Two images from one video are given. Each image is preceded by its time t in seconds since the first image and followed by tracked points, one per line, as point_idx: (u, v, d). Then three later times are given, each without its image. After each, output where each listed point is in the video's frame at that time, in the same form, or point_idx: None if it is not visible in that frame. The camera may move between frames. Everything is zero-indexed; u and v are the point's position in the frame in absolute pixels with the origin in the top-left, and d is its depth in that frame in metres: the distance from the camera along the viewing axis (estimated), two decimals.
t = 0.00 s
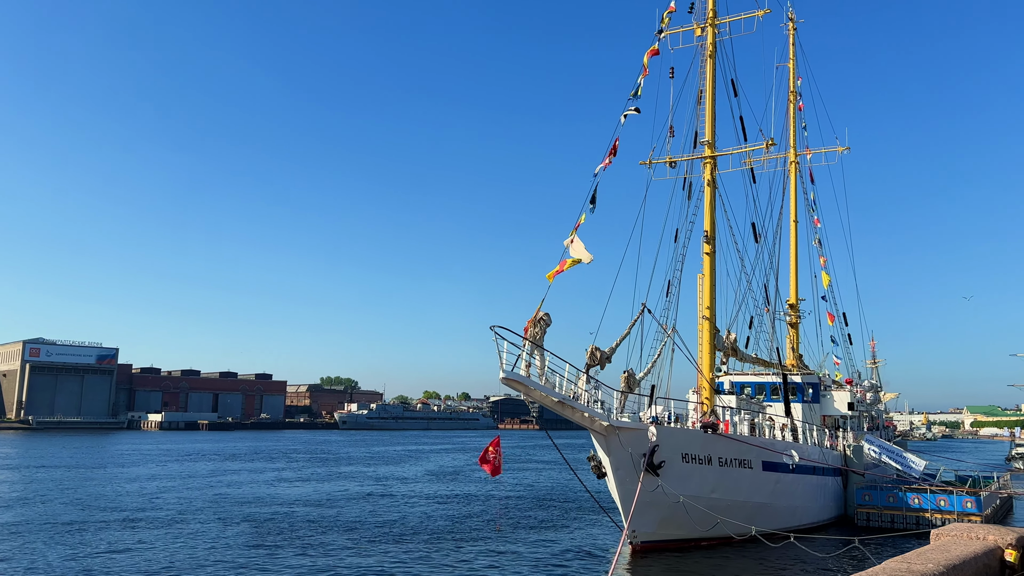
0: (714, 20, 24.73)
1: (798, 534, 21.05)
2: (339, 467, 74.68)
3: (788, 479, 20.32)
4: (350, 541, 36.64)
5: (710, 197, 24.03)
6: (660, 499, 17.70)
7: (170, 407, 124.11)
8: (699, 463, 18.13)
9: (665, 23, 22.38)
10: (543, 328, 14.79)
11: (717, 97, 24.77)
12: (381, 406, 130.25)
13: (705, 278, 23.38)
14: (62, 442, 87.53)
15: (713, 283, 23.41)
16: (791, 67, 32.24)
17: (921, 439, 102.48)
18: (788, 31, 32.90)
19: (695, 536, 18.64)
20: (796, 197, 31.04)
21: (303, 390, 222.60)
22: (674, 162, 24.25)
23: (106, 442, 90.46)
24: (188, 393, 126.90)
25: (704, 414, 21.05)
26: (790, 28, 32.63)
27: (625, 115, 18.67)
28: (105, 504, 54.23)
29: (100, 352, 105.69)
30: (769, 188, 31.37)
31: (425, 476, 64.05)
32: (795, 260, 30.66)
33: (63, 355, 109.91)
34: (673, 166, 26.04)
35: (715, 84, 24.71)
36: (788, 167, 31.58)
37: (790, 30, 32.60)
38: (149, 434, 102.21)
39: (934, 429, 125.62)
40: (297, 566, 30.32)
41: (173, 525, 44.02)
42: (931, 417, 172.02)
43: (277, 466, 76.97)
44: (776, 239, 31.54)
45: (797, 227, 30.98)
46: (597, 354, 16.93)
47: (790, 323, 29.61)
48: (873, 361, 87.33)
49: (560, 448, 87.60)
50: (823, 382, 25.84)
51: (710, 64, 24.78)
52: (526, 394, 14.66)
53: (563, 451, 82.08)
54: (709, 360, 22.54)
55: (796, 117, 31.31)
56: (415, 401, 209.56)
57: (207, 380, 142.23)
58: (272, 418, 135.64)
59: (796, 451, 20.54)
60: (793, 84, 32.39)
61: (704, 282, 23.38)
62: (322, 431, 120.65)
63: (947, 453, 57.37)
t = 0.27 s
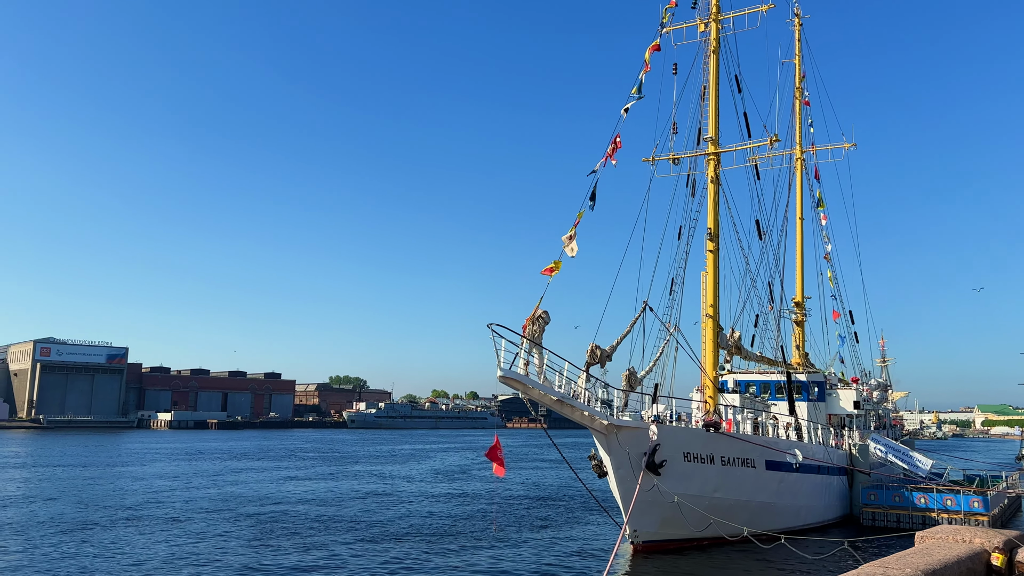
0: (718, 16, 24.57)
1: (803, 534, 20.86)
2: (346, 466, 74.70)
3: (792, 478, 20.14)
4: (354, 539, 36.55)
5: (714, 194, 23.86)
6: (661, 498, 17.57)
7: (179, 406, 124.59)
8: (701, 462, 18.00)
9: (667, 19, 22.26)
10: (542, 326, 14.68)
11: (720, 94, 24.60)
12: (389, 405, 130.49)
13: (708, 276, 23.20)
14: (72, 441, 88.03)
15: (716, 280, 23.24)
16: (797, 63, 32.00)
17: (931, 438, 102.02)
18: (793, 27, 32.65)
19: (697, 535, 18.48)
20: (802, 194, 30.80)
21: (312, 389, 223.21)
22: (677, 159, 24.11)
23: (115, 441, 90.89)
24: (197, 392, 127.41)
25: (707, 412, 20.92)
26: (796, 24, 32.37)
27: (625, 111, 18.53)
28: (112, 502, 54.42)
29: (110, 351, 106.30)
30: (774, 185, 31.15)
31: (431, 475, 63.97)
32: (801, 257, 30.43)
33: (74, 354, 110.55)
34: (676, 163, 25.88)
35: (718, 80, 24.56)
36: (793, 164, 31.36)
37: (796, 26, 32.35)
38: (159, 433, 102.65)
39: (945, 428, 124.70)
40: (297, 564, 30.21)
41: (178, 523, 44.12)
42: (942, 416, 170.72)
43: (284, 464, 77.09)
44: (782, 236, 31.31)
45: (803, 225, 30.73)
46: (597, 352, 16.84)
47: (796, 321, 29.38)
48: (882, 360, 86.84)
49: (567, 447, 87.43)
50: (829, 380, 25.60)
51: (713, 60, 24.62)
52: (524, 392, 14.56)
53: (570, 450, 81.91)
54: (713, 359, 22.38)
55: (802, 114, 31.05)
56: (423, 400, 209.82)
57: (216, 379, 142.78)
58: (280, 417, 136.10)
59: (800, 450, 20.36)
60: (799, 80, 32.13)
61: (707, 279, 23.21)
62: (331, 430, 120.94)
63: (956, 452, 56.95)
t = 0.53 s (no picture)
0: (722, 12, 24.38)
1: (808, 535, 20.65)
2: (354, 466, 74.70)
3: (798, 479, 19.95)
4: (357, 539, 36.45)
5: (719, 192, 23.67)
6: (664, 498, 17.45)
7: (190, 406, 125.03)
8: (705, 462, 17.86)
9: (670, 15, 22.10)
10: (542, 325, 14.60)
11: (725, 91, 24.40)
12: (398, 405, 130.78)
13: (713, 275, 23.01)
14: (83, 440, 88.49)
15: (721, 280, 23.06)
16: (803, 60, 31.67)
17: (942, 438, 101.46)
18: (800, 24, 32.37)
19: (700, 536, 18.31)
20: (809, 192, 30.54)
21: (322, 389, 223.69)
22: (681, 157, 23.95)
23: (126, 441, 91.28)
24: (207, 392, 127.85)
25: (710, 412, 20.76)
26: (803, 21, 32.04)
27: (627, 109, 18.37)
28: (120, 502, 54.60)
29: (122, 351, 106.97)
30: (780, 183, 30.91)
31: (439, 475, 63.88)
32: (808, 256, 30.21)
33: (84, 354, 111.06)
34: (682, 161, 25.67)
35: (723, 77, 24.36)
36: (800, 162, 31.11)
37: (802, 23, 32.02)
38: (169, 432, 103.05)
39: (958, 428, 123.62)
40: (297, 564, 30.23)
41: (184, 523, 44.15)
42: (955, 417, 169.17)
43: (293, 464, 77.21)
44: (788, 235, 31.09)
45: (810, 223, 30.51)
46: (599, 352, 16.73)
47: (804, 321, 29.15)
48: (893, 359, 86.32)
49: (576, 447, 87.18)
50: (836, 380, 25.38)
51: (718, 57, 24.44)
52: (524, 392, 14.47)
53: (579, 451, 81.66)
54: (718, 358, 22.24)
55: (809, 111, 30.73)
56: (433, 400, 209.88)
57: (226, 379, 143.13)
58: (290, 416, 136.61)
59: (805, 450, 20.18)
60: (806, 77, 31.80)
61: (712, 278, 23.02)
62: (340, 430, 121.24)
63: (968, 453, 56.46)
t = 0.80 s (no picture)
0: (727, 9, 24.15)
1: (816, 538, 20.36)
2: (362, 467, 74.66)
3: (805, 481, 19.68)
4: (362, 541, 36.36)
5: (724, 191, 23.43)
6: (669, 501, 17.22)
7: (200, 408, 125.54)
8: (710, 464, 17.62)
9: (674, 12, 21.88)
10: (542, 326, 14.43)
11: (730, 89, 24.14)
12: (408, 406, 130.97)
13: (719, 274, 22.75)
14: (95, 442, 88.99)
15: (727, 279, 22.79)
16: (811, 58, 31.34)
17: (954, 440, 100.71)
18: (808, 22, 32.05)
19: (706, 540, 18.06)
20: (817, 191, 30.20)
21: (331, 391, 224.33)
22: (686, 156, 23.72)
23: (137, 442, 91.72)
24: (218, 394, 128.39)
25: (716, 413, 20.51)
26: (810, 19, 31.74)
27: (630, 107, 18.16)
28: (129, 503, 54.76)
29: (132, 353, 107.56)
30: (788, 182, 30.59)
31: (446, 476, 63.73)
32: (816, 255, 29.90)
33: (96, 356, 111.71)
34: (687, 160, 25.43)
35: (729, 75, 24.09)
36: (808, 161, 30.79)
37: (809, 21, 31.72)
38: (179, 434, 103.51)
39: (971, 429, 122.46)
40: (297, 565, 30.30)
41: (191, 525, 44.16)
42: (968, 418, 167.63)
43: (302, 466, 77.29)
44: (796, 234, 30.76)
45: (818, 223, 30.20)
46: (601, 352, 16.55)
47: (812, 321, 28.84)
48: (904, 359, 85.66)
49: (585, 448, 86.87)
50: (844, 381, 25.07)
51: (723, 55, 24.18)
52: (525, 393, 14.32)
53: (588, 452, 81.36)
54: (724, 359, 21.99)
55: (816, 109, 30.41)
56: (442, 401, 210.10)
57: (237, 381, 143.69)
58: (300, 417, 137.09)
59: (812, 452, 19.89)
60: (813, 75, 31.47)
61: (718, 278, 22.75)
62: (350, 431, 121.50)
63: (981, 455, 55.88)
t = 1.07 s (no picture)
0: (733, 8, 24.00)
1: (822, 542, 20.11)
2: (371, 469, 74.65)
3: (811, 484, 19.45)
4: (366, 542, 36.30)
5: (729, 191, 23.23)
6: (672, 504, 17.04)
7: (211, 409, 126.07)
8: (713, 467, 17.44)
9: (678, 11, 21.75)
10: (543, 327, 14.32)
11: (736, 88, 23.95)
12: (418, 407, 131.11)
13: (724, 275, 22.52)
14: (106, 443, 89.50)
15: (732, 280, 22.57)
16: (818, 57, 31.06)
17: (968, 442, 99.97)
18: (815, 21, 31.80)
19: (710, 543, 17.85)
20: (824, 191, 29.92)
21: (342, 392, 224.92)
22: (691, 156, 23.56)
23: (148, 443, 92.20)
24: (229, 395, 128.93)
25: (720, 416, 20.30)
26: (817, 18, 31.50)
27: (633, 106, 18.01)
28: (137, 504, 54.98)
29: (144, 355, 108.20)
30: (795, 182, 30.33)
31: (454, 478, 63.60)
32: (824, 256, 29.63)
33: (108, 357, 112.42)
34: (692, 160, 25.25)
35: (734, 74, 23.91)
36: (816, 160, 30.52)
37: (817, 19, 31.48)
38: (190, 435, 103.97)
39: (985, 431, 121.29)
40: (288, 565, 30.40)
41: (198, 526, 44.24)
42: (982, 421, 165.98)
43: (311, 467, 77.40)
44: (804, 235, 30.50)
45: (826, 223, 29.92)
46: (603, 353, 16.41)
47: (819, 322, 28.58)
48: (917, 361, 84.95)
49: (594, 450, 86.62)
50: (852, 382, 24.81)
51: (729, 54, 24.02)
52: (524, 395, 14.19)
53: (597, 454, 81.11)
54: (729, 360, 21.78)
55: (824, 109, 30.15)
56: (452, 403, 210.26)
57: (247, 382, 144.25)
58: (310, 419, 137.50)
59: (819, 455, 19.64)
60: (820, 74, 31.21)
61: (723, 279, 22.51)
62: (359, 433, 121.77)
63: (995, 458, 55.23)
